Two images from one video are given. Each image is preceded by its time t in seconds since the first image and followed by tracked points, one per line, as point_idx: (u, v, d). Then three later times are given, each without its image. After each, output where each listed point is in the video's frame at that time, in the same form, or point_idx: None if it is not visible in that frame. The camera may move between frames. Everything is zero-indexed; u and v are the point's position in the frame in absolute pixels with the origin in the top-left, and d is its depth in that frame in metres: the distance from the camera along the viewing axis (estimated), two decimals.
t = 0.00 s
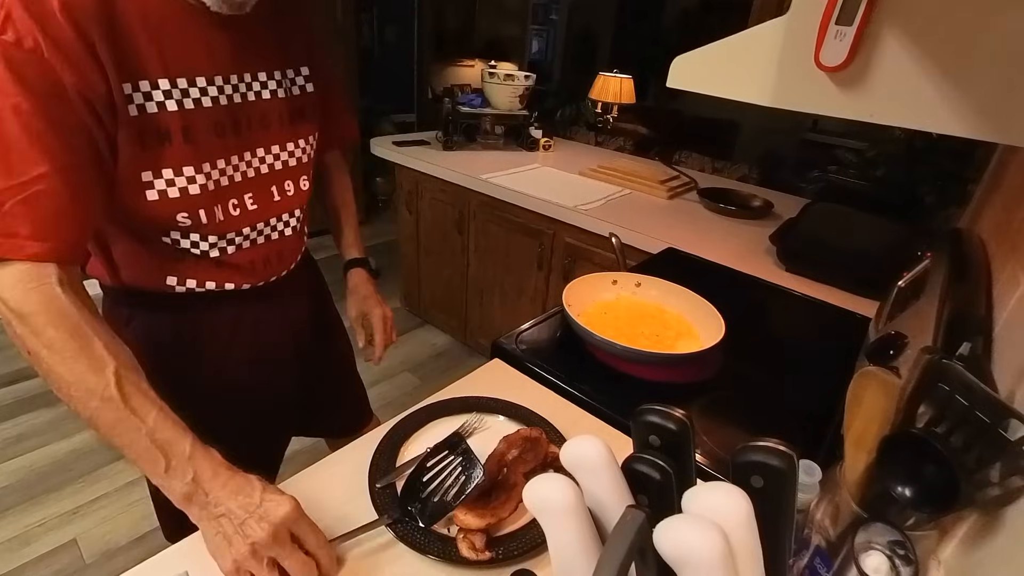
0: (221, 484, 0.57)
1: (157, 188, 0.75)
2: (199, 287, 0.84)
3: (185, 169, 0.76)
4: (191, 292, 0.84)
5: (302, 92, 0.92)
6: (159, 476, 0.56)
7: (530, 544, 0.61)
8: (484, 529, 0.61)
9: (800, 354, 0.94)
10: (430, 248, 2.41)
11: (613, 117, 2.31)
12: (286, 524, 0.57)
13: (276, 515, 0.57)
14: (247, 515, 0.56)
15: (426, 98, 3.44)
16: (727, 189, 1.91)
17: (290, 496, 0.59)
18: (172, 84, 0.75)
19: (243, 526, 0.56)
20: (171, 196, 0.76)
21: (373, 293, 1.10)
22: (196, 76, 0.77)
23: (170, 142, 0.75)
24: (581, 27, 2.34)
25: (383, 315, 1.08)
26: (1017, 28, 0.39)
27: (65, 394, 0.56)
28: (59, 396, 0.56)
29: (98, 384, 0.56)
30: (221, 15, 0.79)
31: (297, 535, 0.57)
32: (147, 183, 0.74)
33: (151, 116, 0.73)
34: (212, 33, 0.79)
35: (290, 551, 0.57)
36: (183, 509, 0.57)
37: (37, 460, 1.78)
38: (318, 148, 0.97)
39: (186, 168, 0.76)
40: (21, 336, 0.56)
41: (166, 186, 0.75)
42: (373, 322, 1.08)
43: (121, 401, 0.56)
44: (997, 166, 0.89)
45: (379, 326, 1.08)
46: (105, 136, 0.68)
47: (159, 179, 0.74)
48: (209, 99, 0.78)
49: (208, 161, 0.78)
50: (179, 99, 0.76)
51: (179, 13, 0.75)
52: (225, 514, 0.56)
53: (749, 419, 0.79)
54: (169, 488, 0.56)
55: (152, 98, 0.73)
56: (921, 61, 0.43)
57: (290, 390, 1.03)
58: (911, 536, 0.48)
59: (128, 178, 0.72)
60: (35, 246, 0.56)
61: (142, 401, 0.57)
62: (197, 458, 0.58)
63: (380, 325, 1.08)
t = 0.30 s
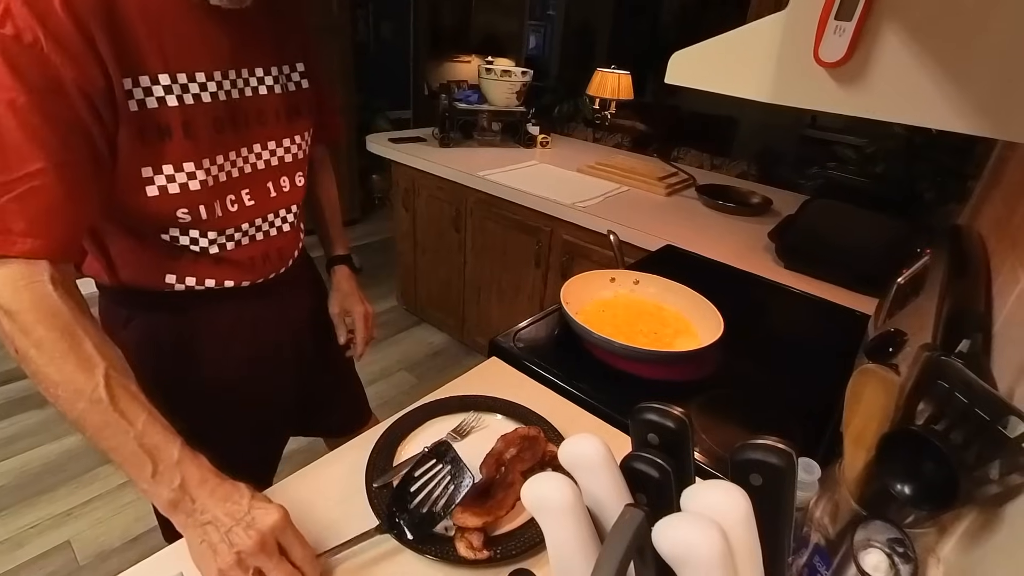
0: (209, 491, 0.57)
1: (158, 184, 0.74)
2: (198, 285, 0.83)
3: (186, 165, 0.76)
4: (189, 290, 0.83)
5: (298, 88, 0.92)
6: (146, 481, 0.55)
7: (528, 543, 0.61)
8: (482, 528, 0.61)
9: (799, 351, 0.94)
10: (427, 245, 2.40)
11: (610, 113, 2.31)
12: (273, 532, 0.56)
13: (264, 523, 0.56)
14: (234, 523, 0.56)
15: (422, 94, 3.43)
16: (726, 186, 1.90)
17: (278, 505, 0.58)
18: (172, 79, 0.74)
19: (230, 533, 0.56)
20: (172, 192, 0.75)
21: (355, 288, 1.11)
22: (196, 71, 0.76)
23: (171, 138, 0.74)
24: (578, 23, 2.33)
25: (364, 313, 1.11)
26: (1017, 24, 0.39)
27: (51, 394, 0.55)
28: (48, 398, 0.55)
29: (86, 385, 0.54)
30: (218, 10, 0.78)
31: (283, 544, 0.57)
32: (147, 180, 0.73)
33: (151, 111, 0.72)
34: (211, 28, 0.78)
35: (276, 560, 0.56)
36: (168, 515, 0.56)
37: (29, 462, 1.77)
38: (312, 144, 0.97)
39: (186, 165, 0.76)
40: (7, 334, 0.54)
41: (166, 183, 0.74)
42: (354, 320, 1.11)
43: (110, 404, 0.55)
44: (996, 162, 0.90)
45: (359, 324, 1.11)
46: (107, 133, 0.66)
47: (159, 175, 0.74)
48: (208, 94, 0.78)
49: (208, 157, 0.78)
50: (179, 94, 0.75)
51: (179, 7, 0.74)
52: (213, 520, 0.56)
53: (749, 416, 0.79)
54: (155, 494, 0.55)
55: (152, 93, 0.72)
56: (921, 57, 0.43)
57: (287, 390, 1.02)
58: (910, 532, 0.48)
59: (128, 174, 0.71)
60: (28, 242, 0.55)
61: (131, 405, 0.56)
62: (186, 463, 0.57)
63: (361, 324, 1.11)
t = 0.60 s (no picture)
0: (210, 500, 0.57)
1: (154, 182, 0.73)
2: (194, 284, 0.82)
3: (182, 162, 0.75)
4: (185, 289, 0.82)
5: (292, 84, 0.91)
6: (143, 491, 0.55)
7: (526, 542, 0.61)
8: (480, 527, 0.61)
9: (799, 349, 0.94)
10: (423, 243, 2.39)
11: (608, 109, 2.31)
12: (275, 541, 0.57)
13: (266, 532, 0.57)
14: (235, 532, 0.56)
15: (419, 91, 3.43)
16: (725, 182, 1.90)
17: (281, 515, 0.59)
18: (167, 75, 0.73)
19: (230, 543, 0.56)
20: (168, 190, 0.74)
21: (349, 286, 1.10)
22: (190, 67, 0.75)
23: (167, 135, 0.73)
24: (575, 18, 2.32)
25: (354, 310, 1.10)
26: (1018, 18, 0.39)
27: (45, 397, 0.54)
28: (44, 400, 0.55)
29: (86, 390, 0.54)
30: (212, 6, 0.77)
31: (286, 554, 0.57)
32: (143, 178, 0.72)
33: (147, 108, 0.71)
34: (205, 24, 0.77)
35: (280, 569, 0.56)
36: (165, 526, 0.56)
37: (21, 463, 1.76)
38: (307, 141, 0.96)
39: (182, 162, 0.75)
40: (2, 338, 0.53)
41: (162, 181, 0.74)
42: (346, 319, 1.10)
43: (109, 410, 0.55)
44: (996, 157, 0.89)
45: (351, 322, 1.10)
46: (103, 130, 0.65)
47: (155, 173, 0.73)
48: (203, 91, 0.77)
49: (204, 154, 0.77)
50: (174, 91, 0.74)
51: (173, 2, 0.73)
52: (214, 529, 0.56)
53: (748, 414, 0.78)
54: (154, 503, 0.55)
55: (147, 90, 0.71)
56: (920, 53, 0.43)
57: (283, 390, 1.02)
58: (909, 530, 0.48)
59: (124, 171, 0.71)
60: (26, 242, 0.54)
61: (131, 411, 0.56)
62: (185, 472, 0.57)
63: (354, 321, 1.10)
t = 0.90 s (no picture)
0: (210, 487, 0.57)
1: (150, 179, 0.72)
2: (190, 283, 0.82)
3: (177, 159, 0.74)
4: (181, 287, 0.82)
5: (288, 80, 0.91)
6: (144, 479, 0.55)
7: (524, 541, 0.61)
8: (478, 526, 0.61)
9: (797, 346, 0.94)
10: (420, 241, 2.39)
11: (606, 106, 2.30)
12: (279, 526, 0.55)
13: (270, 517, 0.55)
14: (236, 516, 0.55)
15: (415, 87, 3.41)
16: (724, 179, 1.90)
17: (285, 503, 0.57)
18: (162, 71, 0.72)
19: (232, 529, 0.54)
20: (163, 187, 0.74)
21: (347, 284, 1.10)
22: (186, 63, 0.75)
23: (162, 131, 0.73)
24: (572, 13, 2.32)
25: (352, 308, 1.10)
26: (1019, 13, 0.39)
27: (43, 394, 0.54)
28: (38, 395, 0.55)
29: (82, 383, 0.54)
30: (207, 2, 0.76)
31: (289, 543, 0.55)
32: (138, 175, 0.72)
33: (142, 104, 0.71)
34: (200, 20, 0.76)
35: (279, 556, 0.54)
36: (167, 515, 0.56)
37: (14, 464, 1.75)
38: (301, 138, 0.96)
39: (178, 159, 0.74)
40: None
41: (158, 178, 0.73)
42: (343, 316, 1.09)
43: (105, 403, 0.55)
44: (996, 153, 0.89)
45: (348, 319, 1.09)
46: (99, 127, 0.65)
47: (151, 171, 0.72)
48: (198, 87, 0.76)
49: (200, 151, 0.77)
50: (170, 87, 0.73)
51: None
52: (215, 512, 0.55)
53: (747, 412, 0.78)
54: (154, 490, 0.55)
55: (142, 86, 0.70)
56: (921, 48, 0.42)
57: (280, 389, 1.01)
58: (908, 528, 0.48)
59: (119, 168, 0.70)
60: (18, 241, 0.54)
61: (128, 403, 0.56)
62: (186, 461, 0.57)
63: (351, 317, 1.09)
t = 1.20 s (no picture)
0: (304, 378, 0.68)
1: (144, 174, 0.72)
2: (186, 281, 0.81)
3: (173, 154, 0.73)
4: (176, 286, 0.81)
5: (283, 76, 0.90)
6: (237, 384, 0.65)
7: (523, 541, 0.60)
8: (476, 525, 0.61)
9: (796, 343, 0.94)
10: (416, 239, 2.38)
11: (605, 102, 2.30)
12: (365, 387, 0.68)
13: (355, 379, 0.68)
14: (331, 384, 0.68)
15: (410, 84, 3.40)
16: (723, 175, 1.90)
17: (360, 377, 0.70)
18: (159, 65, 0.72)
19: (331, 392, 0.67)
20: (158, 183, 0.73)
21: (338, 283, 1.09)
22: (182, 57, 0.74)
23: (158, 126, 0.72)
24: (570, 8, 2.31)
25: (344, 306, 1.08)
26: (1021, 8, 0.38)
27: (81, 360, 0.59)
28: (98, 355, 0.61)
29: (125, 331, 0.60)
30: None
31: (367, 410, 0.67)
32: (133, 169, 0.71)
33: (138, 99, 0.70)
34: (196, 14, 0.75)
35: (362, 419, 0.66)
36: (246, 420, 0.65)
37: (8, 464, 1.75)
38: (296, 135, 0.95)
39: (174, 154, 0.74)
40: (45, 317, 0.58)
41: (152, 173, 0.72)
42: (334, 314, 1.07)
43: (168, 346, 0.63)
44: (995, 149, 0.89)
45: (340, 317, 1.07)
46: (95, 121, 0.65)
47: (146, 165, 0.72)
48: (194, 81, 0.75)
49: (196, 146, 0.76)
50: (166, 81, 0.72)
51: None
52: (308, 395, 0.67)
53: (746, 410, 0.78)
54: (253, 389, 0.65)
55: (138, 80, 0.70)
56: (921, 43, 0.42)
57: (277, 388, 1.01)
58: (907, 527, 0.47)
59: (114, 163, 0.69)
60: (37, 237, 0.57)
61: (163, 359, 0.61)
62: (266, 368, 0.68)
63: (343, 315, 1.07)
